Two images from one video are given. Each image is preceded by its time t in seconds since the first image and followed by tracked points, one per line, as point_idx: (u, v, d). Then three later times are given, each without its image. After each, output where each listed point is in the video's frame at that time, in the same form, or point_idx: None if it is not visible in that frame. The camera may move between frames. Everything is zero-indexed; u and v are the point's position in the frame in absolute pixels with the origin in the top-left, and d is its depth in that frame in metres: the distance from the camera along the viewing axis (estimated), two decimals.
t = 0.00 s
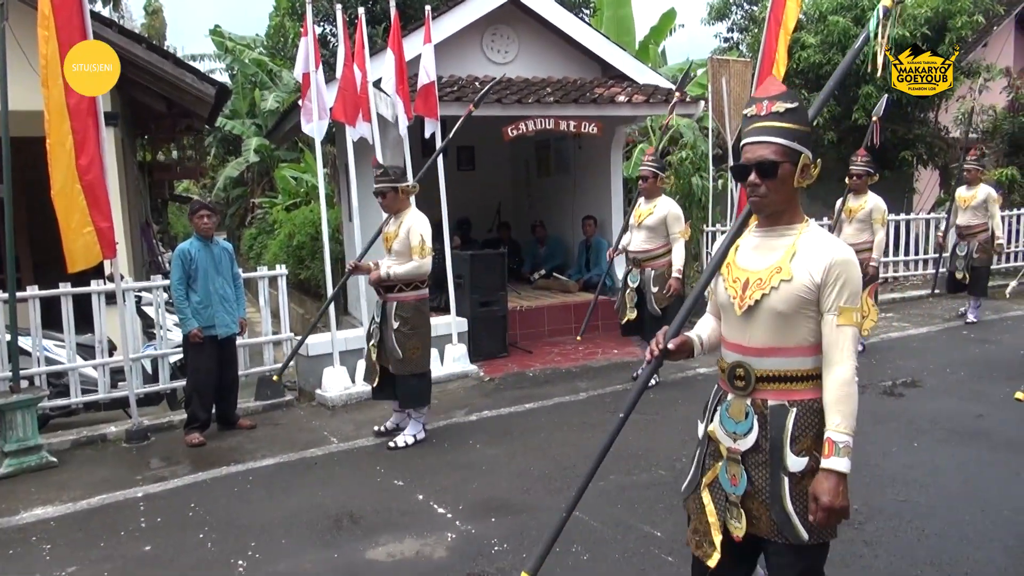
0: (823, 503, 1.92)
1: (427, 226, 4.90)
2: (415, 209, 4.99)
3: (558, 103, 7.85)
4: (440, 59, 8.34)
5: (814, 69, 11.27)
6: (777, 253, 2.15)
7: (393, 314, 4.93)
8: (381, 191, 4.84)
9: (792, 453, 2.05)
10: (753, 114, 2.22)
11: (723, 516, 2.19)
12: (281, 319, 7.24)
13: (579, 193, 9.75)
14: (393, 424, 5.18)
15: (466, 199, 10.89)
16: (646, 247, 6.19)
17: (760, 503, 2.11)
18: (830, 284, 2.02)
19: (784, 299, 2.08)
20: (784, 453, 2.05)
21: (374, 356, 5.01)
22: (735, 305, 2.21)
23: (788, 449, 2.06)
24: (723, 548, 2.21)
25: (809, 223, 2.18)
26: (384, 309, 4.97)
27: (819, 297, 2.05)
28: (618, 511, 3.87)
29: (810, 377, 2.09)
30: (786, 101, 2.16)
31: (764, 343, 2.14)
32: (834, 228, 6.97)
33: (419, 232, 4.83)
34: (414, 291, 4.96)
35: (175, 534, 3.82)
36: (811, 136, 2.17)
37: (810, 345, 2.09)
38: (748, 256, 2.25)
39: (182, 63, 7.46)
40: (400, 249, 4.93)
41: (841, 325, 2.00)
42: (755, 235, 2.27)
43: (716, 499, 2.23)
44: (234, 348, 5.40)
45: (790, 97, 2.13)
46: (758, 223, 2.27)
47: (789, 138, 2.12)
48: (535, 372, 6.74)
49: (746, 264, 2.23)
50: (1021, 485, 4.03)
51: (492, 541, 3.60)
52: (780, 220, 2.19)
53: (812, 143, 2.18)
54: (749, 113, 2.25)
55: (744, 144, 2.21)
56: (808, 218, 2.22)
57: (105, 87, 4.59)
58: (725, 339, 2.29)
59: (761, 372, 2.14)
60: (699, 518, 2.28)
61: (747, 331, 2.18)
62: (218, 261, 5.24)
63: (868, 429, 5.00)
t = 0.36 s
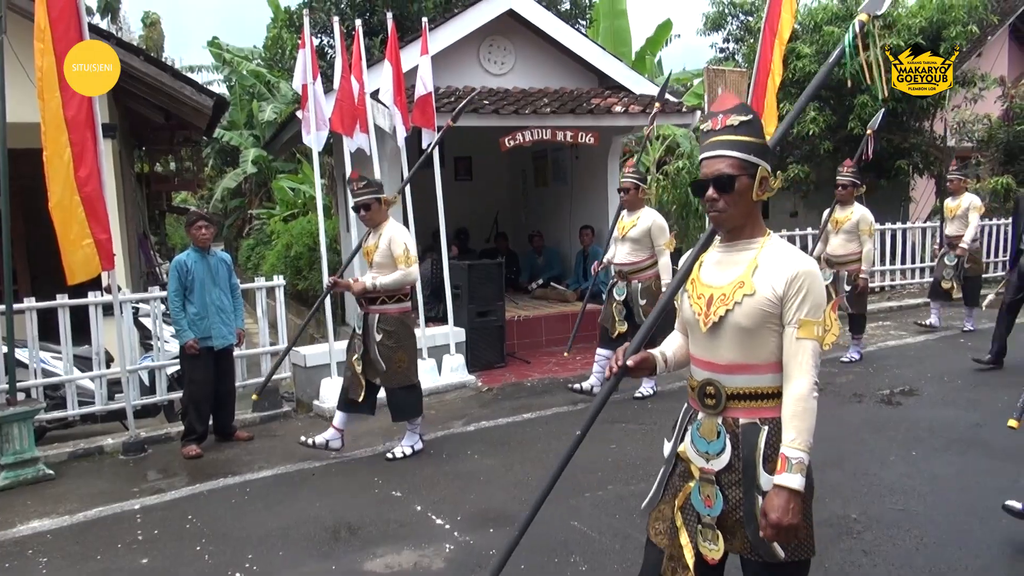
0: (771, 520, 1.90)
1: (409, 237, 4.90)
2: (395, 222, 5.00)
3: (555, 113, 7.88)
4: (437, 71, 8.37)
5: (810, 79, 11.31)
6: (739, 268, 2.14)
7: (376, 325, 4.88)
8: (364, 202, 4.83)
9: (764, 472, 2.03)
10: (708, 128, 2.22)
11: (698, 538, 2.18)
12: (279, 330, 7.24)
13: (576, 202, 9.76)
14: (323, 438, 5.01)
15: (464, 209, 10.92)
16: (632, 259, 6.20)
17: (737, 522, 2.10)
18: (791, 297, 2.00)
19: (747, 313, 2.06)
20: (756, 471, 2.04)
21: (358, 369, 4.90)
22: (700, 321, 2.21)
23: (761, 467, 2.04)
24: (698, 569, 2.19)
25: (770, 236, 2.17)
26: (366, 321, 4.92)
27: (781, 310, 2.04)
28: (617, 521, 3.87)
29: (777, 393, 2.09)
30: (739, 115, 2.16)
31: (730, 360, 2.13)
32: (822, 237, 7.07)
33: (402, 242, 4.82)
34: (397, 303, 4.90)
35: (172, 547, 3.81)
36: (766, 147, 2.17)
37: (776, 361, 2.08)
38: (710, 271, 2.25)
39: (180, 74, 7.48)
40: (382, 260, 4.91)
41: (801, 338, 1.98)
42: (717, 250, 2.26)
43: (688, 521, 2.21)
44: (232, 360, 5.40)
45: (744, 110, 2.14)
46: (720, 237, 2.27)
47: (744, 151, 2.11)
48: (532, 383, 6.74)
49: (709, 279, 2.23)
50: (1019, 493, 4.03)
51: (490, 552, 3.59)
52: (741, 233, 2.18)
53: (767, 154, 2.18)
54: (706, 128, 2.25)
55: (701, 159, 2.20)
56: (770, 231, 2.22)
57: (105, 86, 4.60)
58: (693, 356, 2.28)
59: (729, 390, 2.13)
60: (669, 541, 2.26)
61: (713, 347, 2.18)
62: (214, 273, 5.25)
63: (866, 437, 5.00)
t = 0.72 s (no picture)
0: (715, 544, 1.90)
1: (371, 245, 4.88)
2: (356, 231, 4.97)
3: (552, 120, 7.91)
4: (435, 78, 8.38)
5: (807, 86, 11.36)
6: (660, 283, 2.10)
7: (340, 337, 4.85)
8: (325, 213, 4.80)
9: (683, 495, 2.00)
10: (627, 140, 2.16)
11: (627, 562, 2.16)
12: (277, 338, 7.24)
13: (574, 210, 9.78)
14: (317, 457, 4.94)
15: (463, 217, 10.94)
16: (604, 269, 6.17)
17: (657, 546, 2.07)
18: (712, 312, 1.96)
19: (667, 330, 2.02)
20: (674, 493, 2.01)
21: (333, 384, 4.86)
22: (622, 338, 2.15)
23: (679, 490, 2.01)
24: None
25: (691, 248, 2.12)
26: (330, 333, 4.88)
27: (702, 327, 2.00)
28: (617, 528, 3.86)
29: (700, 412, 2.05)
30: (657, 125, 2.11)
31: (651, 379, 2.09)
32: (794, 245, 7.06)
33: (365, 251, 4.80)
34: (361, 313, 4.90)
35: (170, 555, 3.79)
36: (686, 159, 2.11)
37: (699, 380, 2.04)
38: (632, 287, 2.20)
39: (179, 83, 7.50)
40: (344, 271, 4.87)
41: (727, 356, 1.96)
42: (641, 265, 2.22)
43: (618, 542, 2.19)
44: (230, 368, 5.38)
45: (661, 121, 2.09)
46: (644, 252, 2.21)
47: (662, 162, 2.05)
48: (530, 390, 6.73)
49: (631, 295, 2.18)
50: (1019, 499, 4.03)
51: (489, 560, 3.58)
52: (663, 246, 2.13)
53: (688, 166, 2.12)
54: (626, 139, 2.20)
55: (621, 169, 2.13)
56: (691, 244, 2.16)
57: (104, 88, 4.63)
58: (617, 374, 2.23)
59: (649, 410, 2.09)
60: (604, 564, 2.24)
61: (635, 365, 2.13)
62: (214, 280, 5.25)
63: (864, 443, 5.01)
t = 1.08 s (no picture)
0: (640, 559, 1.86)
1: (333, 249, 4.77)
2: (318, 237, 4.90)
3: (552, 126, 7.92)
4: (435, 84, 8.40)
5: (806, 92, 11.38)
6: (602, 292, 2.09)
7: (310, 343, 4.74)
8: (283, 220, 4.72)
9: (618, 507, 1.99)
10: (573, 147, 2.17)
11: None
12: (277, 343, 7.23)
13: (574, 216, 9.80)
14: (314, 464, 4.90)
15: (462, 222, 10.95)
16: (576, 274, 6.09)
17: (589, 560, 2.06)
18: (653, 323, 1.96)
19: (607, 339, 2.01)
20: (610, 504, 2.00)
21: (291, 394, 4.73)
22: (564, 346, 2.14)
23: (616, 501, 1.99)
24: None
25: (634, 258, 2.13)
26: (300, 340, 4.78)
27: (643, 337, 1.99)
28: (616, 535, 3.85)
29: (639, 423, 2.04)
30: (602, 132, 2.12)
31: (592, 388, 2.08)
32: (774, 251, 7.08)
33: (330, 251, 4.71)
34: (331, 317, 4.80)
35: (169, 561, 3.78)
36: (631, 166, 2.12)
37: (638, 390, 2.03)
38: (576, 294, 2.19)
39: (179, 88, 7.51)
40: (309, 276, 4.78)
41: (666, 367, 1.95)
42: (584, 273, 2.21)
43: (549, 553, 2.18)
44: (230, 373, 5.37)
45: (607, 127, 2.10)
46: (588, 260, 2.21)
47: (606, 169, 2.06)
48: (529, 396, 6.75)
49: (574, 303, 2.17)
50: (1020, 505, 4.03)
51: (488, 566, 3.57)
52: (606, 256, 2.13)
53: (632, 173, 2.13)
54: (571, 145, 2.20)
55: (567, 175, 2.13)
56: (635, 253, 2.17)
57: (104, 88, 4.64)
58: (559, 382, 2.22)
59: (589, 418, 2.08)
60: None
61: (575, 373, 2.12)
62: (213, 285, 5.25)
63: (864, 450, 5.01)
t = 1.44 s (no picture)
0: None
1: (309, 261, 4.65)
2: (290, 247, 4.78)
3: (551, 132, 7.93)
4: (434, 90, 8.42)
5: (805, 98, 11.40)
6: (567, 306, 2.08)
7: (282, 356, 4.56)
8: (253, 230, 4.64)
9: (587, 524, 1.97)
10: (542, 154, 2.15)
11: None
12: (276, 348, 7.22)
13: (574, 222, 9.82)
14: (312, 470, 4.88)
15: (462, 228, 10.97)
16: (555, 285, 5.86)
17: None
18: (620, 339, 1.94)
19: (573, 354, 2.00)
20: (577, 519, 1.98)
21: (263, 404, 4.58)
22: (530, 360, 2.13)
23: (583, 518, 1.98)
24: None
25: (600, 271, 2.11)
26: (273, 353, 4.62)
27: (609, 352, 1.98)
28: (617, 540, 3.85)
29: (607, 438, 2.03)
30: (571, 140, 2.10)
31: (559, 403, 2.07)
32: (762, 258, 7.08)
33: (304, 264, 4.61)
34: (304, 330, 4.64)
35: (168, 567, 3.78)
36: (598, 176, 2.09)
37: (606, 405, 2.02)
38: (541, 308, 2.17)
39: (179, 94, 7.53)
40: (283, 288, 4.68)
41: (634, 384, 1.94)
42: (549, 286, 2.20)
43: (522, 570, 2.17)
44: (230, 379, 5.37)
45: (574, 135, 2.08)
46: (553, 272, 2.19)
47: (571, 177, 2.03)
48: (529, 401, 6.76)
49: (540, 318, 2.15)
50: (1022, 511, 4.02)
51: (489, 572, 3.57)
52: (571, 268, 2.11)
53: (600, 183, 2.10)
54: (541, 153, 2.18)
55: (533, 184, 2.11)
56: (602, 265, 2.14)
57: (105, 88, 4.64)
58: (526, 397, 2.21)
59: (555, 433, 2.07)
60: None
61: (542, 388, 2.11)
62: (213, 290, 5.25)
63: (863, 455, 5.00)
